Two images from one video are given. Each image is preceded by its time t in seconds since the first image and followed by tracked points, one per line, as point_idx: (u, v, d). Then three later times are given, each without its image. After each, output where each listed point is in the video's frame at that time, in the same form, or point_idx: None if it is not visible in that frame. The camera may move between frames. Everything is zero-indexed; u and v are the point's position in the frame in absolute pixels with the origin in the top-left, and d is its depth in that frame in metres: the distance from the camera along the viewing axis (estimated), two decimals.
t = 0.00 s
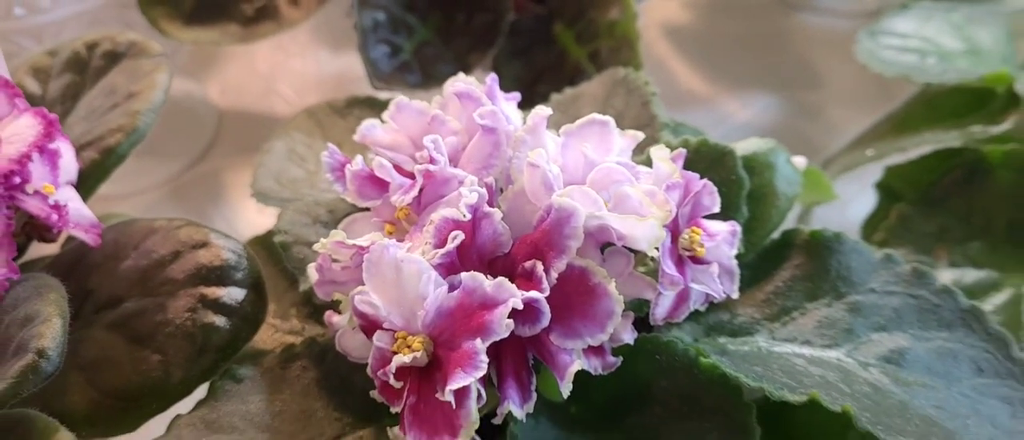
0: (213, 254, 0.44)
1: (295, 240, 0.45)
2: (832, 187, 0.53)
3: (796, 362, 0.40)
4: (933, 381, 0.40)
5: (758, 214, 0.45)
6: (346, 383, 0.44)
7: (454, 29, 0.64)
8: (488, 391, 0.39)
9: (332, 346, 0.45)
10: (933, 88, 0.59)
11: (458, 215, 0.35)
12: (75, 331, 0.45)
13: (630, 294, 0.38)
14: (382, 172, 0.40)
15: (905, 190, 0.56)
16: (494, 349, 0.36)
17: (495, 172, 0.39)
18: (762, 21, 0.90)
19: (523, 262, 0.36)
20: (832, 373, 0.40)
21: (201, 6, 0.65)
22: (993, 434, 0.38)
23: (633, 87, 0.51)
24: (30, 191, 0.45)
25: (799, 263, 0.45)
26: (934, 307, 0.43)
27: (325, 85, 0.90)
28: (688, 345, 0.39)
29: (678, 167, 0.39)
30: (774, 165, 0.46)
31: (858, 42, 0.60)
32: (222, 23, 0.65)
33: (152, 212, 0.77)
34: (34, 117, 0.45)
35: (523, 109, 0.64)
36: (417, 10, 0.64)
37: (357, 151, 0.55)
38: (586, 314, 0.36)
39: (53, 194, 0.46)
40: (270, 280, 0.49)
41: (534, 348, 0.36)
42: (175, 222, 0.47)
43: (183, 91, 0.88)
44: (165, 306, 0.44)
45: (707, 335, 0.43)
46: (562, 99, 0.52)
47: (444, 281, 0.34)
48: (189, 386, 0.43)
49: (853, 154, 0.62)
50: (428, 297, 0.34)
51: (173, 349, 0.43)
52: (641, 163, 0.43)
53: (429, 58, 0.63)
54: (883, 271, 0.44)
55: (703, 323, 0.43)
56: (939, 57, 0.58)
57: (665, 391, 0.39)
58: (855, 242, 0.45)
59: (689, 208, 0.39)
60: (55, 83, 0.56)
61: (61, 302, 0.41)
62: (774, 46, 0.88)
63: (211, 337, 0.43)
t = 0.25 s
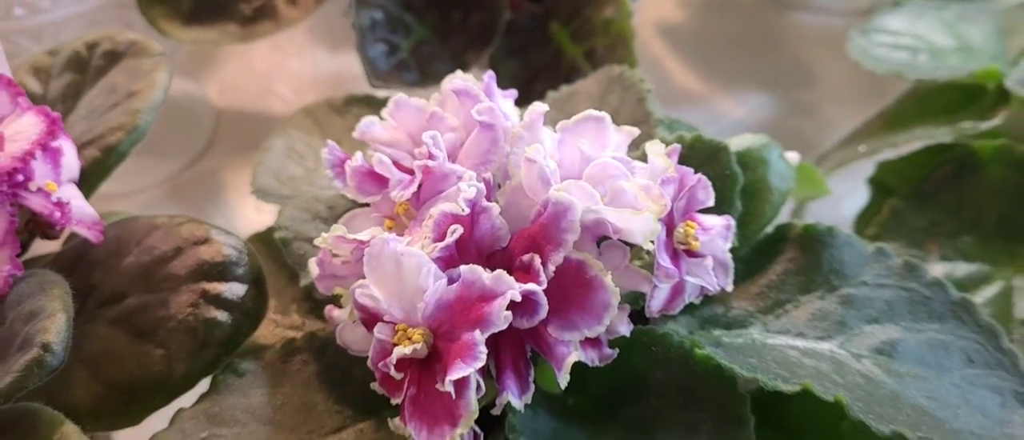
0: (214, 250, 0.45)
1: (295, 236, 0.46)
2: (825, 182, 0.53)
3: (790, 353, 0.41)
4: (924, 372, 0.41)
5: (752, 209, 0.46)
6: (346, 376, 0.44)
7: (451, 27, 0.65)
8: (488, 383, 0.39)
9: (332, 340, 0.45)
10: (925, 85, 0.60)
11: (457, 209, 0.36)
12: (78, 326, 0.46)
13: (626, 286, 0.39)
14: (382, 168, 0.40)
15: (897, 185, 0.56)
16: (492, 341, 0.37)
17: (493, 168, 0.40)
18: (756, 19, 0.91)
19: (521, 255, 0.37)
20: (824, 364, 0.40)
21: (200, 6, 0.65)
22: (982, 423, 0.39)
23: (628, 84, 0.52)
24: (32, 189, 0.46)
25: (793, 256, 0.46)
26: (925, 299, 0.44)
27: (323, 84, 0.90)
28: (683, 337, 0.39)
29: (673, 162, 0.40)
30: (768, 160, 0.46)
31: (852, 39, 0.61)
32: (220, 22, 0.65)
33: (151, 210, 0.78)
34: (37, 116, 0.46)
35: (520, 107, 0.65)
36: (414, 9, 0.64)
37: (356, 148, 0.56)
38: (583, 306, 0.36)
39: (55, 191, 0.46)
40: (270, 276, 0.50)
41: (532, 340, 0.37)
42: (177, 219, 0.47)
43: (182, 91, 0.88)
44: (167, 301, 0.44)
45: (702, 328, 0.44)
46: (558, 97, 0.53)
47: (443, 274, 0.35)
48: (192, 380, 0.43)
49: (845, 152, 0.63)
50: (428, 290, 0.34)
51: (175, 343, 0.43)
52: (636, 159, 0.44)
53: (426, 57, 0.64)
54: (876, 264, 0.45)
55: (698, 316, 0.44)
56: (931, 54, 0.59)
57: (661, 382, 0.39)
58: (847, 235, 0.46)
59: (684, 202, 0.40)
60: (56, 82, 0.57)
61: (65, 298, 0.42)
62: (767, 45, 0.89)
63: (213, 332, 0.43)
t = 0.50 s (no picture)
0: (215, 248, 0.45)
1: (295, 234, 0.46)
2: (819, 180, 0.54)
3: (784, 348, 0.41)
4: (917, 366, 0.41)
5: (747, 207, 0.47)
6: (346, 373, 0.45)
7: (449, 28, 0.65)
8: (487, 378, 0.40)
9: (332, 337, 0.46)
10: (917, 84, 0.61)
11: (456, 206, 0.37)
12: (80, 325, 0.46)
13: (622, 282, 0.39)
14: (381, 167, 0.41)
15: (890, 183, 0.56)
16: (491, 336, 0.37)
17: (491, 166, 0.41)
18: (751, 19, 0.91)
19: (519, 252, 0.37)
20: (819, 359, 0.41)
21: (198, 7, 0.66)
22: (974, 416, 0.39)
23: (624, 83, 0.52)
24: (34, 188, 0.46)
25: (787, 253, 0.47)
26: (918, 295, 0.44)
27: (320, 85, 0.91)
28: (679, 333, 0.40)
29: (669, 159, 0.41)
30: (762, 158, 0.47)
31: (845, 38, 0.61)
32: (219, 23, 0.66)
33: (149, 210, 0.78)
34: (38, 116, 0.46)
35: (517, 106, 0.65)
36: (411, 10, 0.65)
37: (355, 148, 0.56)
38: (580, 302, 0.37)
39: (57, 191, 0.47)
40: (270, 275, 0.50)
41: (530, 336, 0.37)
42: (177, 218, 0.48)
43: (180, 92, 0.89)
44: (168, 299, 0.45)
45: (698, 324, 0.44)
46: (555, 96, 0.54)
47: (443, 270, 0.35)
48: (193, 377, 0.44)
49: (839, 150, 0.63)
50: (428, 286, 0.35)
51: (176, 341, 0.43)
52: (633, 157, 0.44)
53: (424, 57, 0.64)
54: (869, 260, 0.46)
55: (694, 312, 0.45)
56: (923, 53, 0.59)
57: (658, 377, 0.40)
58: (841, 232, 0.46)
59: (680, 199, 0.40)
60: (57, 82, 0.57)
61: (67, 295, 0.42)
62: (762, 44, 0.89)
63: (214, 329, 0.44)
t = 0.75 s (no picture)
0: (216, 247, 0.46)
1: (296, 233, 0.46)
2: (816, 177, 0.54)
3: (782, 343, 0.42)
4: (913, 361, 0.42)
5: (745, 204, 0.47)
6: (347, 370, 0.45)
7: (447, 28, 0.66)
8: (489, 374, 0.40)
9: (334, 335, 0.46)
10: (912, 83, 0.61)
11: (457, 204, 0.37)
12: (82, 323, 0.46)
13: (622, 279, 0.40)
14: (382, 165, 0.41)
15: (886, 181, 0.57)
16: (492, 332, 0.37)
17: (492, 163, 0.41)
18: (747, 19, 0.92)
19: (520, 249, 0.38)
20: (816, 354, 0.41)
21: (198, 7, 0.66)
22: (970, 410, 0.40)
23: (622, 82, 0.52)
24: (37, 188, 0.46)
25: (784, 250, 0.47)
26: (913, 291, 0.45)
27: (318, 85, 0.91)
28: (678, 328, 0.41)
29: (667, 157, 0.41)
30: (759, 156, 0.47)
31: (841, 38, 0.62)
32: (218, 23, 0.66)
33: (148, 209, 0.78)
34: (41, 115, 0.47)
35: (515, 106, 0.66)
36: (410, 10, 0.65)
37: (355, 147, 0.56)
38: (581, 298, 0.37)
39: (59, 190, 0.47)
40: (271, 273, 0.51)
41: (531, 332, 0.38)
42: (179, 216, 0.48)
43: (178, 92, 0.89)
44: (171, 297, 0.45)
45: (696, 320, 0.45)
46: (554, 95, 0.54)
47: (445, 267, 0.36)
48: (196, 374, 0.44)
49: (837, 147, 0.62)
50: (430, 282, 0.35)
51: (179, 339, 0.44)
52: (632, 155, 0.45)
53: (422, 56, 0.64)
54: (865, 257, 0.46)
55: (693, 309, 0.45)
56: (918, 53, 0.60)
57: (656, 372, 0.40)
58: (837, 229, 0.47)
59: (679, 196, 0.41)
60: (58, 82, 0.57)
61: (71, 293, 0.42)
62: (758, 44, 0.90)
63: (216, 327, 0.44)
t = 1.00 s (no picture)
0: (219, 244, 0.46)
1: (299, 229, 0.47)
2: (814, 174, 0.54)
3: (781, 338, 0.42)
4: (911, 355, 0.42)
5: (744, 200, 0.47)
6: (349, 365, 0.45)
7: (447, 27, 0.66)
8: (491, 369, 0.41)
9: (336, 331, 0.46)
10: (908, 80, 0.62)
11: (460, 200, 0.37)
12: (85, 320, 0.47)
13: (623, 274, 0.40)
14: (385, 162, 0.42)
15: (884, 177, 0.58)
16: (495, 326, 0.38)
17: (494, 160, 0.41)
18: (744, 17, 0.92)
19: (522, 244, 0.38)
20: (815, 348, 0.42)
21: (198, 6, 0.66)
22: (967, 403, 0.40)
23: (621, 79, 0.53)
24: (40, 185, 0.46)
25: (783, 245, 0.47)
26: (911, 285, 0.45)
27: (317, 84, 0.92)
28: (678, 323, 0.41)
29: (667, 153, 0.41)
30: (758, 153, 0.48)
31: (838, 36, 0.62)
32: (218, 22, 0.66)
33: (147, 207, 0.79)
34: (43, 113, 0.47)
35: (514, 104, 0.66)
36: (409, 9, 0.65)
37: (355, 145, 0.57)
38: (582, 292, 0.38)
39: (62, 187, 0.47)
40: (273, 270, 0.51)
41: (533, 326, 0.38)
42: (181, 214, 0.48)
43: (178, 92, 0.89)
44: (174, 293, 0.45)
45: (696, 315, 0.45)
46: (553, 93, 0.55)
47: (448, 262, 0.36)
48: (199, 370, 0.44)
49: (832, 144, 0.63)
50: (433, 277, 0.35)
51: (182, 335, 0.44)
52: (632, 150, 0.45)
53: (423, 55, 0.65)
54: (863, 252, 0.47)
55: (692, 305, 0.46)
56: (914, 51, 0.60)
57: (657, 366, 0.41)
58: (836, 225, 0.47)
59: (679, 191, 0.41)
60: (59, 80, 0.58)
61: (75, 290, 0.42)
62: (755, 42, 0.90)
63: (219, 323, 0.44)
